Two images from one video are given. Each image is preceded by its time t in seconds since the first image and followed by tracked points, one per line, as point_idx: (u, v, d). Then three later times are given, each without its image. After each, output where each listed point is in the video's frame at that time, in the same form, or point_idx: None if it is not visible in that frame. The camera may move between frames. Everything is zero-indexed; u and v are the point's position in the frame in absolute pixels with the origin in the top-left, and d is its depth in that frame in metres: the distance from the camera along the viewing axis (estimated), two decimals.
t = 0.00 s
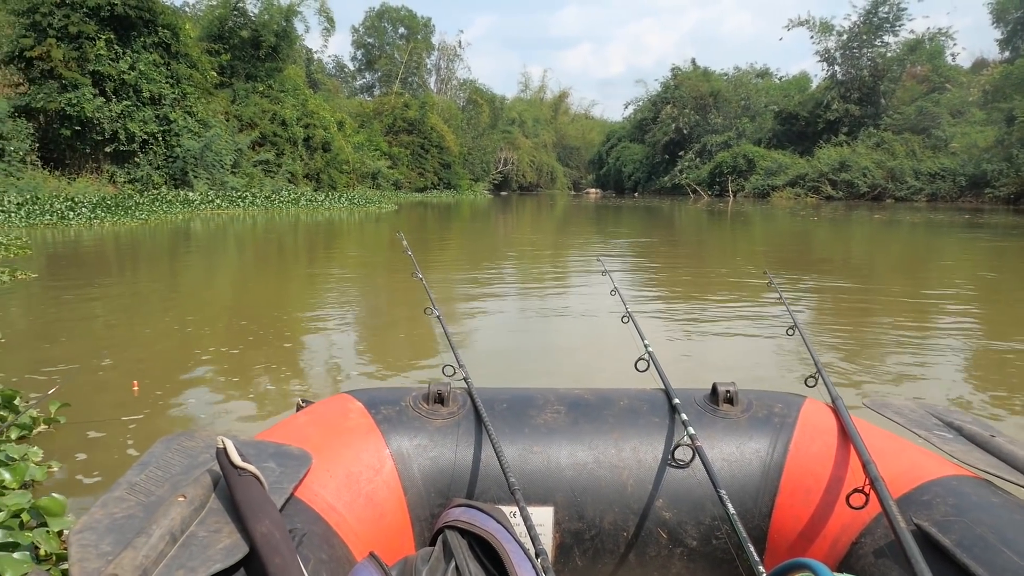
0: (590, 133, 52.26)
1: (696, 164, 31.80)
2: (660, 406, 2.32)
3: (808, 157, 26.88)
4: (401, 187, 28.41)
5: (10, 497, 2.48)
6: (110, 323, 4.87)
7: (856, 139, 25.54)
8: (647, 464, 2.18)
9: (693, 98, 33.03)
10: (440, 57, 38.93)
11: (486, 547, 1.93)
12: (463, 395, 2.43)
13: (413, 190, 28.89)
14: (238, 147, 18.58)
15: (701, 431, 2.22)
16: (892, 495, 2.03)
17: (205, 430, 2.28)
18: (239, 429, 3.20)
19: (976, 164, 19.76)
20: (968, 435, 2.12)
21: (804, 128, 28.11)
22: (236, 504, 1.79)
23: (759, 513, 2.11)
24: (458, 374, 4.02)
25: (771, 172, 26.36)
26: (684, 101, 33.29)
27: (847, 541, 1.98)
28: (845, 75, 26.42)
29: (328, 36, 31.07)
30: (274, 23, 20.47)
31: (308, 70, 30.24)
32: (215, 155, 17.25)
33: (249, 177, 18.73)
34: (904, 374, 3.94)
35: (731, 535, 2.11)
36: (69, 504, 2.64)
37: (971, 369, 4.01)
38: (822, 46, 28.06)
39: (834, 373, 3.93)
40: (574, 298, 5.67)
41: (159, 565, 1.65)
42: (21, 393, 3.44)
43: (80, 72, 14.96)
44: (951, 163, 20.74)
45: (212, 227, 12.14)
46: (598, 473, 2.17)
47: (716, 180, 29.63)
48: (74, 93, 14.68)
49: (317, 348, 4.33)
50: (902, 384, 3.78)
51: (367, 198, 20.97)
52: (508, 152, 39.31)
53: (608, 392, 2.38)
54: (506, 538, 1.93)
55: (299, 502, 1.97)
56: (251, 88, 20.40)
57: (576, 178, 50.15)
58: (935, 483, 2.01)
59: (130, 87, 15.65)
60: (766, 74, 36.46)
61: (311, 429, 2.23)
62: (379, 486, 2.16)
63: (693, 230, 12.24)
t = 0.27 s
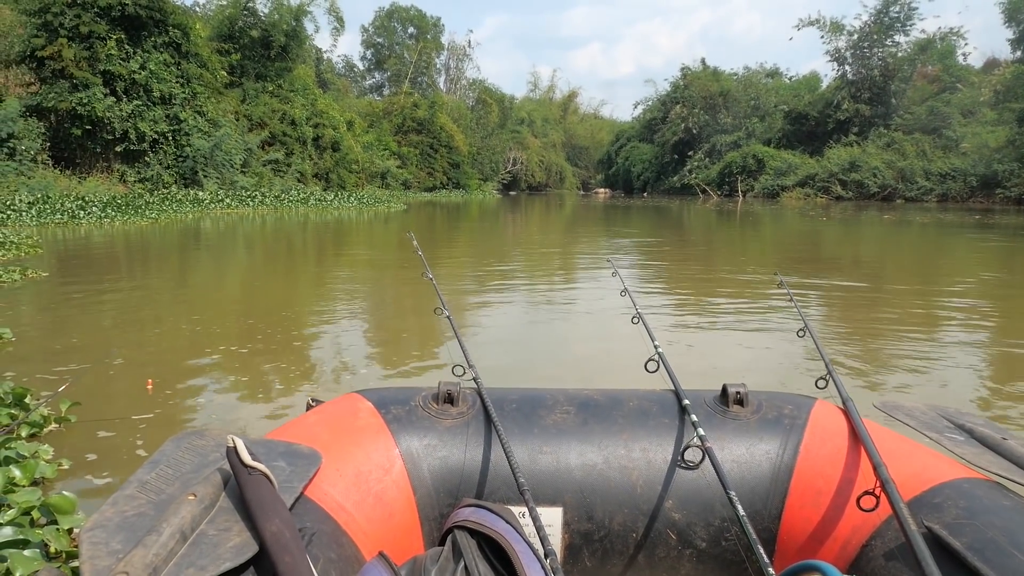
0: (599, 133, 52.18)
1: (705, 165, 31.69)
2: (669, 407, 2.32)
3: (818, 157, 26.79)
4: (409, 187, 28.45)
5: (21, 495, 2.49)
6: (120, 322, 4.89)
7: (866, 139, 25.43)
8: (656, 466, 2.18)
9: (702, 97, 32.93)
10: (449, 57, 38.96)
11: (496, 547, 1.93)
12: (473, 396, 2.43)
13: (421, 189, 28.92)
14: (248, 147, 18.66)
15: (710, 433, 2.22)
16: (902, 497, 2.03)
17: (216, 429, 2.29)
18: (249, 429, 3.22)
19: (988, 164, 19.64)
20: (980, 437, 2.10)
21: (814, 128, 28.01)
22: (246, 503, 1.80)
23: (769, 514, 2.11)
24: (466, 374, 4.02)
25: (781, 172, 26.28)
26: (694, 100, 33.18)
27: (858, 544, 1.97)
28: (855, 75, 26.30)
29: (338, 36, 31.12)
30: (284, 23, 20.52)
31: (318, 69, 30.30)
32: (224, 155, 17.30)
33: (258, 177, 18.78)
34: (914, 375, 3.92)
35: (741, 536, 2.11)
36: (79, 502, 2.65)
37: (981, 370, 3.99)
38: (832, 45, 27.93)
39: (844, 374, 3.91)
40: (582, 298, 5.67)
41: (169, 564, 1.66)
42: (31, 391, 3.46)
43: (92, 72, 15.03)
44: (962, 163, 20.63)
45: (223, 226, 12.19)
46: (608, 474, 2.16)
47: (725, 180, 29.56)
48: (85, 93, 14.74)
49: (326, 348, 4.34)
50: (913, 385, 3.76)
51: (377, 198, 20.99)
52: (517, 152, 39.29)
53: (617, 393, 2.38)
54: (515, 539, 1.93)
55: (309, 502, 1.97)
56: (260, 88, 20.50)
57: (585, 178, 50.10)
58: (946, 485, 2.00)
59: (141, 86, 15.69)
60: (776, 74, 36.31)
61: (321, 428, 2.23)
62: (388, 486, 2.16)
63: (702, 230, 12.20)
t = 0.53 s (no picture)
0: (598, 133, 52.23)
1: (705, 165, 31.73)
2: (669, 407, 2.32)
3: (817, 157, 26.82)
4: (408, 187, 28.47)
5: (20, 495, 2.50)
6: (119, 321, 4.88)
7: (865, 139, 25.47)
8: (656, 465, 2.18)
9: (701, 97, 32.93)
10: (448, 57, 39.00)
11: (496, 546, 1.94)
12: (473, 395, 2.43)
13: (420, 189, 28.92)
14: (247, 146, 18.66)
15: (710, 433, 2.22)
16: (901, 497, 2.03)
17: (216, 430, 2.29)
18: (249, 429, 3.21)
19: (986, 164, 19.69)
20: (980, 437, 2.10)
21: (813, 128, 28.06)
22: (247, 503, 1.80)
23: (769, 514, 2.11)
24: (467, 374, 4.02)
25: (780, 172, 26.31)
26: (693, 100, 33.20)
27: (858, 544, 1.97)
28: (854, 75, 26.35)
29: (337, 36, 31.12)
30: (283, 23, 20.53)
31: (317, 69, 30.31)
32: (223, 154, 17.28)
33: (257, 177, 18.78)
34: (913, 375, 3.93)
35: (741, 536, 2.11)
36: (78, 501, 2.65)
37: (980, 370, 4.00)
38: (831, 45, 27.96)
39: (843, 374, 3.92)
40: (582, 298, 5.67)
41: (170, 562, 1.66)
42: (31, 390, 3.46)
43: (90, 71, 14.98)
44: (961, 163, 20.68)
45: (220, 226, 12.18)
46: (608, 474, 2.17)
47: (724, 180, 29.59)
48: (84, 93, 14.73)
49: (325, 347, 4.34)
50: (912, 385, 3.77)
51: (376, 198, 20.99)
52: (517, 151, 39.31)
53: (617, 392, 2.37)
54: (515, 539, 1.93)
55: (310, 501, 1.97)
56: (259, 88, 20.50)
57: (585, 178, 50.14)
58: (946, 485, 2.00)
59: (140, 86, 15.66)
60: (775, 74, 36.34)
61: (321, 427, 2.23)
62: (388, 486, 2.16)
63: (702, 230, 12.20)
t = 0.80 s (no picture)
0: (597, 133, 52.30)
1: (704, 165, 31.75)
2: (670, 406, 2.31)
3: (816, 157, 26.86)
4: (407, 187, 28.47)
5: (19, 495, 2.51)
6: (119, 321, 4.88)
7: (864, 140, 25.53)
8: (657, 464, 2.17)
9: (700, 97, 32.96)
10: (447, 57, 39.05)
11: (496, 546, 1.93)
12: (474, 395, 2.42)
13: (420, 189, 28.93)
14: (246, 147, 18.66)
15: (711, 432, 2.22)
16: (902, 496, 2.03)
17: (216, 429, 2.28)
18: (249, 429, 3.20)
19: (985, 164, 19.76)
20: (981, 437, 2.10)
21: (812, 128, 28.12)
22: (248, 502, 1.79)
23: (770, 513, 2.11)
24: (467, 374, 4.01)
25: (778, 172, 26.34)
26: (692, 100, 33.23)
27: (859, 543, 1.96)
28: (853, 75, 26.41)
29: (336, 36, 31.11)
30: (282, 23, 20.55)
31: (316, 69, 30.30)
32: (223, 155, 17.26)
33: (257, 177, 18.78)
34: (913, 375, 3.93)
35: (742, 536, 2.11)
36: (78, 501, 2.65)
37: (979, 370, 4.00)
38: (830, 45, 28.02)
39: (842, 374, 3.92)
40: (582, 298, 5.67)
41: (171, 562, 1.65)
42: (30, 390, 3.45)
43: (90, 71, 14.96)
44: (960, 163, 20.76)
45: (220, 225, 12.16)
46: (609, 473, 2.16)
47: (723, 180, 29.64)
48: (83, 93, 14.71)
49: (324, 348, 4.33)
50: (911, 384, 3.78)
51: (375, 198, 21.00)
52: (516, 152, 39.32)
53: (619, 392, 2.37)
54: (516, 538, 1.92)
55: (310, 501, 1.96)
56: (258, 88, 20.51)
57: (584, 178, 50.21)
58: (947, 484, 2.00)
59: (139, 86, 15.65)
60: (774, 74, 36.41)
61: (322, 426, 2.23)
62: (389, 485, 2.15)
63: (701, 230, 12.21)
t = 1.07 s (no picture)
0: (598, 134, 52.36)
1: (705, 165, 31.74)
2: (673, 406, 2.31)
3: (817, 158, 26.88)
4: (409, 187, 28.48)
5: (20, 495, 2.51)
6: (120, 321, 4.89)
7: (865, 141, 25.55)
8: (660, 465, 2.17)
9: (702, 98, 32.97)
10: (449, 57, 39.12)
11: (499, 546, 1.94)
12: (476, 394, 2.42)
13: (421, 190, 28.93)
14: (247, 147, 18.67)
15: (714, 433, 2.21)
16: (905, 497, 2.02)
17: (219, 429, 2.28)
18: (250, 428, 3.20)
19: (987, 165, 19.81)
20: (984, 438, 2.09)
21: (813, 129, 28.16)
22: (250, 502, 1.79)
23: (772, 513, 2.11)
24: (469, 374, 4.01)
25: (780, 173, 26.35)
26: (694, 101, 33.25)
27: (862, 544, 1.96)
28: (854, 76, 26.44)
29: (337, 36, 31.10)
30: (284, 23, 20.58)
31: (317, 70, 30.30)
32: (224, 155, 17.26)
33: (258, 177, 18.79)
34: (913, 375, 3.93)
35: (745, 537, 2.10)
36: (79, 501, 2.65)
37: (979, 371, 4.01)
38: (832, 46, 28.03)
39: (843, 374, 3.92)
40: (583, 299, 5.67)
41: (173, 562, 1.65)
42: (31, 390, 3.44)
43: (91, 71, 14.97)
44: (962, 164, 20.81)
45: (221, 225, 12.15)
46: (611, 474, 2.16)
47: (725, 181, 29.66)
48: (85, 93, 14.72)
49: (325, 347, 4.34)
50: (912, 384, 3.79)
51: (376, 198, 21.01)
52: (517, 152, 39.32)
53: (621, 392, 2.37)
54: (518, 538, 1.92)
55: (313, 501, 1.96)
56: (260, 89, 20.53)
57: (585, 179, 50.24)
58: (948, 485, 2.00)
59: (141, 87, 15.67)
60: (775, 75, 36.43)
61: (324, 426, 2.23)
62: (391, 485, 2.15)
63: (701, 230, 12.21)
